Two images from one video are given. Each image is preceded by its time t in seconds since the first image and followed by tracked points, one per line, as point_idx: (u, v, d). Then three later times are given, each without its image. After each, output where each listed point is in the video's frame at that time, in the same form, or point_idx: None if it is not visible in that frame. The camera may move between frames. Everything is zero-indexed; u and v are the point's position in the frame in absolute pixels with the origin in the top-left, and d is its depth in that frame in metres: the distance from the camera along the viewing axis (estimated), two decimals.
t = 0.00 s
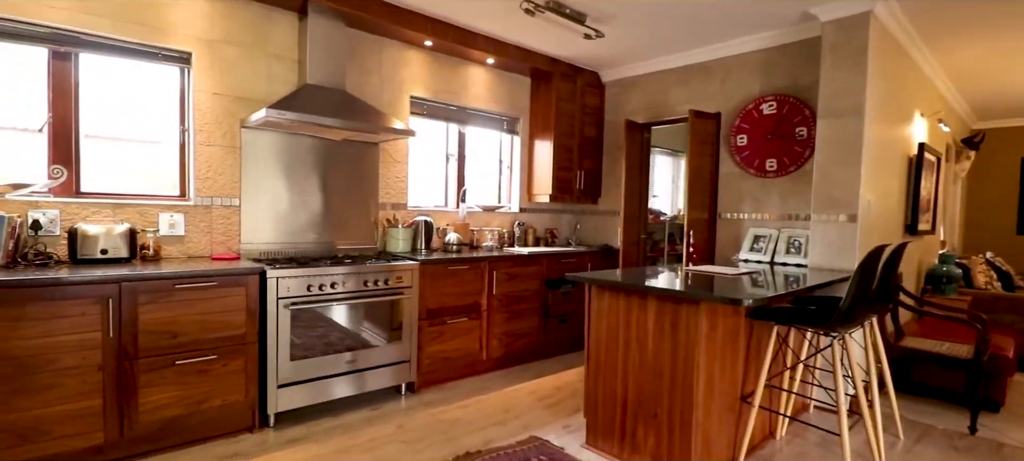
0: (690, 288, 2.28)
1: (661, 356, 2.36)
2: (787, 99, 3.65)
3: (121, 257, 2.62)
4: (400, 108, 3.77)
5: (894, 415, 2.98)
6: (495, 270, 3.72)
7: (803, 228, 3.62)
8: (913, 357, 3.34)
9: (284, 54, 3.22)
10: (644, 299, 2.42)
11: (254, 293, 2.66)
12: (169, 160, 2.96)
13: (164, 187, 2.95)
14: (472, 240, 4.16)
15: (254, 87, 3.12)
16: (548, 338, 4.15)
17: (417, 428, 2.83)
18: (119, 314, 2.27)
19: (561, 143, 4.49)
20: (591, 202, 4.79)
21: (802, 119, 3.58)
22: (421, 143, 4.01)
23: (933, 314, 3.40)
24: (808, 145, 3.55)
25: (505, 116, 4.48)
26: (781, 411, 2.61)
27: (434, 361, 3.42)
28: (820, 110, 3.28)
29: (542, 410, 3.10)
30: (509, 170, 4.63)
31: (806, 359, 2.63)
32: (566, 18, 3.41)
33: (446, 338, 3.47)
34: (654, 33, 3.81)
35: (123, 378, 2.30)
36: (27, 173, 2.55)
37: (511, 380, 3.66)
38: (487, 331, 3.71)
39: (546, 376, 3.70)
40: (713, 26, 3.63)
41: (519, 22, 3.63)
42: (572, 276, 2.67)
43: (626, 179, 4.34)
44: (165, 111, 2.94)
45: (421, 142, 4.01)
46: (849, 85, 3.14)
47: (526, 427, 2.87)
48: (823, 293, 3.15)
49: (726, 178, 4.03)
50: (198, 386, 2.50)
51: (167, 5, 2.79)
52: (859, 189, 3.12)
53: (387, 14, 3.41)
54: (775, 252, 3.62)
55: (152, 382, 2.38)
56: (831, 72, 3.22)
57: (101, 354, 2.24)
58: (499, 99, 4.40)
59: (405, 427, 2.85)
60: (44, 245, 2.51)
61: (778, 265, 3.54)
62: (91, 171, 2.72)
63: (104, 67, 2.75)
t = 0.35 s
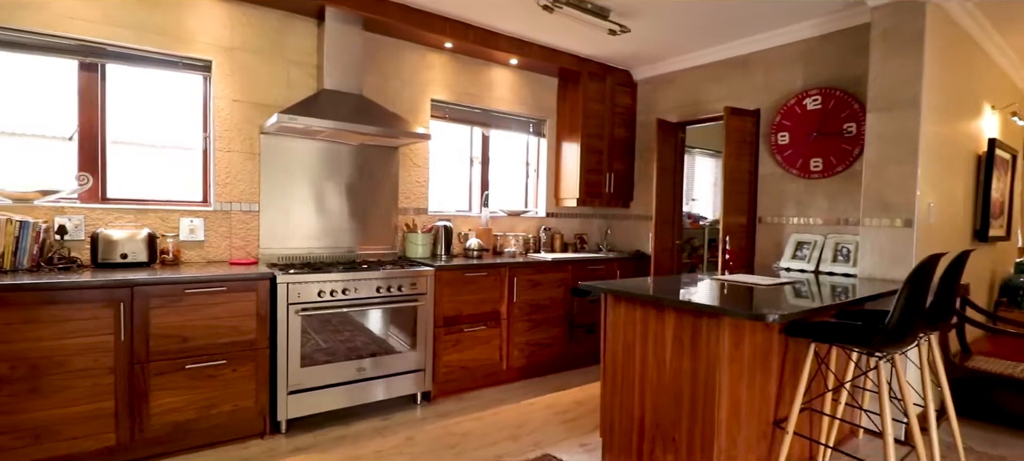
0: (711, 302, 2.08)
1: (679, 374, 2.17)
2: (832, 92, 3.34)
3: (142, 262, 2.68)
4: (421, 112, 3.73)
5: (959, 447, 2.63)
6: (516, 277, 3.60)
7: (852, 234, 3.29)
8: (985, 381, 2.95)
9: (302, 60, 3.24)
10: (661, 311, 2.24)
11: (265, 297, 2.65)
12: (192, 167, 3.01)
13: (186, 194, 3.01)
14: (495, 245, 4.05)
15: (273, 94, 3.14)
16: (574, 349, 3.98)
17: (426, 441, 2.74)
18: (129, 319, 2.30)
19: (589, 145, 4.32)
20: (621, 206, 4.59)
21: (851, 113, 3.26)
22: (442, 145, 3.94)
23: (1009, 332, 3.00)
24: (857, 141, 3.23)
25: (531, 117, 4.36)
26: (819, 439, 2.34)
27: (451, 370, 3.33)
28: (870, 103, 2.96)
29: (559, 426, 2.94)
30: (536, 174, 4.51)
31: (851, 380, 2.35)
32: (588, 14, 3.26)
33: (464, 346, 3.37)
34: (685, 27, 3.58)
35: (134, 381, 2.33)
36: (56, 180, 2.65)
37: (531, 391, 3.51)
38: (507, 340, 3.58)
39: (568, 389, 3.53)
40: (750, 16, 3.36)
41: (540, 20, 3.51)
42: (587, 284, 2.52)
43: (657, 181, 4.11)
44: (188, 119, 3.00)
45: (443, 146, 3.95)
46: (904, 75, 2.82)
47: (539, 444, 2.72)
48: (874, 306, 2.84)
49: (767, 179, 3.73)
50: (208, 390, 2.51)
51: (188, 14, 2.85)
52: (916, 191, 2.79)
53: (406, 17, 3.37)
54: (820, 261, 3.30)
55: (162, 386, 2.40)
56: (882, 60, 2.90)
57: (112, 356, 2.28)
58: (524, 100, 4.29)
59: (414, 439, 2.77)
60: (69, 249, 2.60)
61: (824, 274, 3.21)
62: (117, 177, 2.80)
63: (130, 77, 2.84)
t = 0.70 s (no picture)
0: (724, 315, 1.91)
1: (692, 392, 1.99)
2: (878, 84, 3.05)
3: (161, 266, 2.76)
4: (439, 116, 3.69)
5: None
6: (534, 283, 3.48)
7: (902, 239, 2.98)
8: None
9: (320, 66, 3.25)
10: (674, 324, 2.07)
11: (274, 302, 2.66)
12: (213, 174, 3.08)
13: (207, 200, 3.07)
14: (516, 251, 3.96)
15: (290, 100, 3.17)
16: (596, 359, 3.82)
17: (433, 452, 2.67)
18: (141, 322, 2.36)
19: (615, 146, 4.15)
20: (650, 209, 4.39)
21: (900, 106, 2.95)
22: (462, 148, 3.89)
23: None
24: (908, 138, 2.92)
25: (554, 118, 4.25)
26: None
27: (465, 377, 3.25)
28: (922, 95, 2.67)
29: (572, 441, 2.81)
30: (561, 177, 4.39)
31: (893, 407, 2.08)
32: (608, 9, 3.12)
33: (479, 354, 3.29)
34: (715, 19, 3.36)
35: (146, 383, 2.38)
36: (84, 187, 2.76)
37: (549, 402, 3.39)
38: (524, 349, 3.47)
39: (587, 401, 3.39)
40: (785, 4, 3.11)
41: (559, 17, 3.39)
42: (595, 293, 2.38)
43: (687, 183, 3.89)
44: (209, 126, 3.06)
45: (463, 149, 3.90)
46: (960, 63, 2.51)
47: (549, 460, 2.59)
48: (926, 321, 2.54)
49: (806, 181, 3.45)
50: (217, 394, 2.53)
51: (207, 23, 2.92)
52: (975, 192, 2.48)
53: (421, 19, 3.33)
54: (866, 269, 3.00)
55: (173, 388, 2.44)
56: (935, 47, 2.60)
57: (125, 358, 2.34)
58: (547, 101, 4.18)
59: (421, 449, 2.70)
60: (94, 253, 2.70)
61: (869, 284, 2.91)
62: (141, 184, 2.90)
63: (154, 87, 2.92)
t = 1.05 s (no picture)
0: (734, 330, 1.75)
1: (701, 413, 1.83)
2: (934, 74, 2.74)
3: (188, 267, 2.87)
4: (460, 119, 3.66)
5: None
6: (555, 290, 3.38)
7: (963, 247, 2.65)
8: None
9: (341, 71, 3.30)
10: (683, 337, 1.91)
11: (289, 304, 2.69)
12: (239, 179, 3.17)
13: (234, 204, 3.17)
14: (540, 256, 3.87)
15: (313, 106, 3.23)
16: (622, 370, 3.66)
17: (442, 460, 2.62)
18: (159, 321, 2.44)
19: (645, 147, 3.97)
20: (684, 213, 4.17)
21: (959, 98, 2.64)
22: (485, 151, 3.86)
23: None
24: (969, 133, 2.60)
25: (581, 119, 4.13)
26: None
27: (482, 384, 3.19)
28: (984, 84, 2.36)
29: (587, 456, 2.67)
30: (591, 180, 4.26)
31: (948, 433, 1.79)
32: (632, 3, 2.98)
33: (496, 361, 3.22)
34: (750, 8, 3.14)
35: (166, 380, 2.46)
36: (120, 192, 2.92)
37: (569, 414, 3.26)
38: (544, 357, 3.37)
39: (609, 414, 3.24)
40: None
41: (581, 14, 3.28)
42: (604, 301, 2.25)
43: (722, 185, 3.66)
44: (235, 133, 3.15)
45: (485, 152, 3.86)
46: None
47: None
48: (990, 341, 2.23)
49: (853, 183, 3.15)
50: (234, 392, 2.59)
51: (233, 33, 3.02)
52: None
53: (440, 22, 3.32)
54: (921, 280, 2.69)
55: (191, 386, 2.51)
56: (999, 29, 2.30)
57: (146, 355, 2.42)
58: (574, 102, 4.06)
59: (430, 456, 2.66)
60: (128, 254, 2.84)
61: (923, 297, 2.61)
62: (173, 188, 3.03)
63: (184, 96, 3.04)
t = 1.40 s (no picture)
0: (746, 347, 1.60)
1: (712, 434, 1.69)
2: (1007, 60, 2.42)
3: (224, 268, 3.01)
4: (489, 122, 3.63)
5: None
6: (581, 296, 3.27)
7: None
8: None
9: (371, 78, 3.35)
10: (693, 352, 1.77)
11: (312, 305, 2.76)
12: (275, 184, 3.30)
13: (269, 208, 3.30)
14: (570, 261, 3.77)
15: (343, 112, 3.30)
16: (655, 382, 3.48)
17: None
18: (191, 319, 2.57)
19: (683, 148, 3.78)
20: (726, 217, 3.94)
21: None
22: (514, 154, 3.82)
23: None
24: None
25: (616, 119, 3.99)
26: None
27: (504, 391, 3.13)
28: None
29: None
30: (627, 183, 4.12)
31: None
32: None
33: (519, 368, 3.15)
34: None
35: (197, 375, 2.59)
36: (167, 196, 3.11)
37: (594, 425, 3.14)
38: (570, 365, 3.27)
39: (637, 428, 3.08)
40: None
41: (609, 11, 3.17)
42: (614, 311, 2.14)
43: (766, 187, 3.41)
44: (272, 140, 3.28)
45: (514, 155, 3.82)
46: None
47: None
48: None
49: (914, 184, 2.84)
50: (259, 389, 2.69)
51: (269, 43, 3.15)
52: None
53: (466, 26, 3.31)
54: (992, 294, 2.37)
55: (219, 381, 2.62)
56: None
57: (179, 351, 2.55)
58: (607, 102, 3.94)
59: None
60: (172, 254, 3.02)
61: (993, 314, 2.29)
62: (214, 193, 3.20)
63: (224, 105, 3.21)
